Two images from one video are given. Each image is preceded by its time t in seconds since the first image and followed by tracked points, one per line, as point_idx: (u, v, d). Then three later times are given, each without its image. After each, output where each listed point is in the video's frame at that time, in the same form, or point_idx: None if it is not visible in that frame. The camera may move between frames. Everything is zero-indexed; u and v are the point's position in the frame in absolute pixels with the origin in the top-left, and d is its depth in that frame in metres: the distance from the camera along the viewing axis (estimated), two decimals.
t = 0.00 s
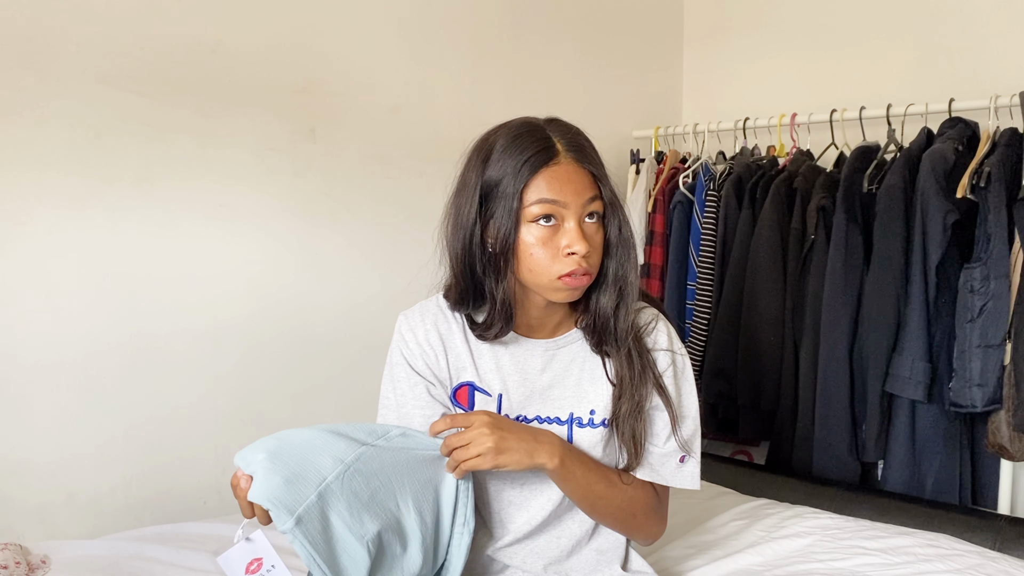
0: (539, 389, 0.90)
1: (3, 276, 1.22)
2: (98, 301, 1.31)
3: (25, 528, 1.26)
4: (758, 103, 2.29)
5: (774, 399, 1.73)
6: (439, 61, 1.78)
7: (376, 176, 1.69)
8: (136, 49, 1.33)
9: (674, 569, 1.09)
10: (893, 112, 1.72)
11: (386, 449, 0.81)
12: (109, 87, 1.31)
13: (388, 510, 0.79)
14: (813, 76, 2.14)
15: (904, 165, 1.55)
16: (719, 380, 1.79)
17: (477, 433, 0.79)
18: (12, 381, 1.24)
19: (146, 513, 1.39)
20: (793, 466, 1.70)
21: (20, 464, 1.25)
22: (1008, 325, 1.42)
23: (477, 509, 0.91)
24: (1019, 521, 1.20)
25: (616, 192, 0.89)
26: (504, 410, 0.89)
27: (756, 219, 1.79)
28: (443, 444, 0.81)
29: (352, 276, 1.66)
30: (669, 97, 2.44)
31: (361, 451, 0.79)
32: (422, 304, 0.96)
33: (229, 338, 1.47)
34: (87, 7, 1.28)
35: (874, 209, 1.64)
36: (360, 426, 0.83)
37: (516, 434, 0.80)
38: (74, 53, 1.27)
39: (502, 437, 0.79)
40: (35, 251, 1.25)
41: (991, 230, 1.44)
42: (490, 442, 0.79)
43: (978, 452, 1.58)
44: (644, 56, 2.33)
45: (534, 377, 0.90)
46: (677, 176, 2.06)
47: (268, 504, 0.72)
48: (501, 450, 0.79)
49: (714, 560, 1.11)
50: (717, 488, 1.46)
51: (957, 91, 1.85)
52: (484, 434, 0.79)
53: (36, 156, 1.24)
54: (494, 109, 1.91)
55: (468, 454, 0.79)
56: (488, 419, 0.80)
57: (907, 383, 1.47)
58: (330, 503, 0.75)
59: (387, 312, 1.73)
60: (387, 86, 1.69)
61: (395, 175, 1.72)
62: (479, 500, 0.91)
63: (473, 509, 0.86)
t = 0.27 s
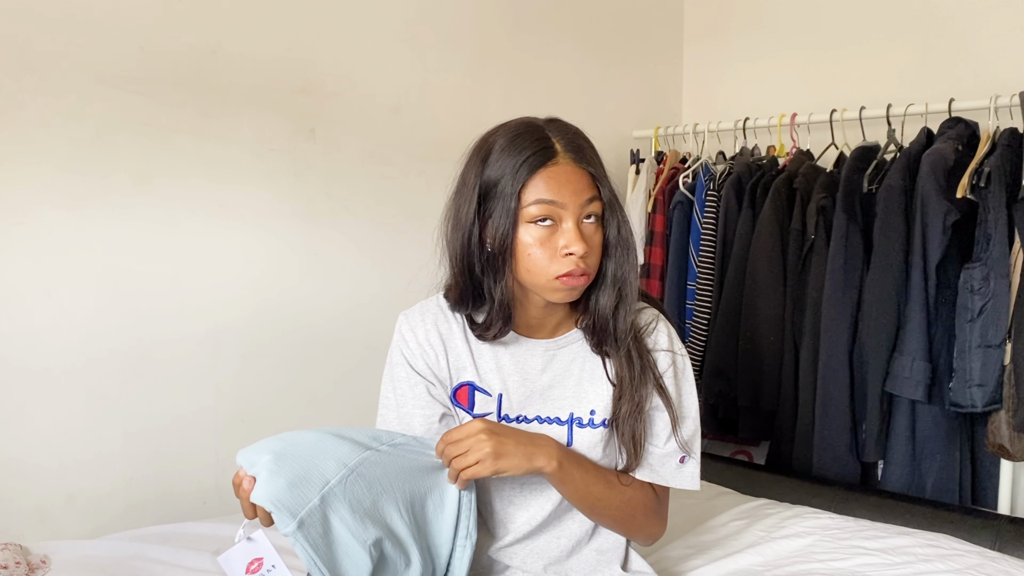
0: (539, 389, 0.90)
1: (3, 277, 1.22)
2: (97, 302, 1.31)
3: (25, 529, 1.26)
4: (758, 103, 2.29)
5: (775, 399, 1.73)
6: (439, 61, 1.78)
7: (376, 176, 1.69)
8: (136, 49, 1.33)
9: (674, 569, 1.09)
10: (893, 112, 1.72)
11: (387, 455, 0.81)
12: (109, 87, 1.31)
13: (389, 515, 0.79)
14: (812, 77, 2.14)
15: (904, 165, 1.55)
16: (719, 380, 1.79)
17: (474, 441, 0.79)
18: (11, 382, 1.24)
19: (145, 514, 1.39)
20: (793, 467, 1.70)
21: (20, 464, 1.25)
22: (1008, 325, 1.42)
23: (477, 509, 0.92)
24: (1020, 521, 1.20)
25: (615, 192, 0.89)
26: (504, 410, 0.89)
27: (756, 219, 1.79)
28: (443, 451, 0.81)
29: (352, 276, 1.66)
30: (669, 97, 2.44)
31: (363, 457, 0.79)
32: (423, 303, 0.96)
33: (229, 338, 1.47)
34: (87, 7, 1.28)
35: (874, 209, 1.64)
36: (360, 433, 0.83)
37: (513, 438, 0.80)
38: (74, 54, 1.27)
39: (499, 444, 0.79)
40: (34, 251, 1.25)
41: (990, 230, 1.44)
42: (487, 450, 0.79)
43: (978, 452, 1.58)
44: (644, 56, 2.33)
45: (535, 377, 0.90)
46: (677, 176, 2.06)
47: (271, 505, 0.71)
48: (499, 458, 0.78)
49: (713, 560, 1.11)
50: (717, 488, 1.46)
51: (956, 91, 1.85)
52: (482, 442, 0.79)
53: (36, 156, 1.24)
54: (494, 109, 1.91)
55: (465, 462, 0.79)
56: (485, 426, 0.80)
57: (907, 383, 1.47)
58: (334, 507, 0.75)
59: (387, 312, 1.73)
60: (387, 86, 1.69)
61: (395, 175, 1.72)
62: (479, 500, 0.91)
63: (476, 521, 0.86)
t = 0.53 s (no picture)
0: (539, 389, 0.90)
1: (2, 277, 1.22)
2: (97, 302, 1.31)
3: (25, 529, 1.26)
4: (758, 103, 2.29)
5: (775, 399, 1.73)
6: (439, 61, 1.78)
7: (376, 176, 1.68)
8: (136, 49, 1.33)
9: (674, 569, 1.09)
10: (893, 112, 1.72)
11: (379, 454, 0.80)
12: (109, 88, 1.31)
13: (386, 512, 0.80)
14: (812, 77, 2.14)
15: (904, 165, 1.55)
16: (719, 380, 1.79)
17: (467, 426, 0.81)
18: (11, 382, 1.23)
19: (145, 514, 1.39)
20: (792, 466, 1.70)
21: (20, 464, 1.25)
22: (1008, 324, 1.42)
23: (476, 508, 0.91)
24: (1019, 521, 1.20)
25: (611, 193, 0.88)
26: (505, 410, 0.89)
27: (756, 218, 1.79)
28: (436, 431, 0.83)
29: (352, 276, 1.66)
30: (669, 98, 2.44)
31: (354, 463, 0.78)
32: (424, 301, 0.96)
33: (229, 338, 1.47)
34: (87, 7, 1.28)
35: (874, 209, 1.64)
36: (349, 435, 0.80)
37: (502, 430, 0.82)
38: (74, 54, 1.27)
39: (490, 432, 0.81)
40: (34, 251, 1.25)
41: (990, 230, 1.44)
42: (478, 434, 0.81)
43: (978, 452, 1.58)
44: (644, 56, 2.33)
45: (535, 377, 0.90)
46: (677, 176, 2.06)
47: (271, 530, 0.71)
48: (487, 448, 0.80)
49: (714, 560, 1.11)
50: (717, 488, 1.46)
51: (956, 91, 1.85)
52: (474, 427, 0.81)
53: (35, 156, 1.24)
54: (494, 109, 1.91)
55: (454, 451, 0.81)
56: (479, 412, 0.82)
57: (907, 383, 1.47)
58: (333, 520, 0.75)
59: (387, 312, 1.73)
60: (387, 86, 1.69)
61: (395, 175, 1.72)
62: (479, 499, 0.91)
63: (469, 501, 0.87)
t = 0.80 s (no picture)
0: (535, 391, 0.90)
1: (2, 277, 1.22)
2: (97, 302, 1.31)
3: (25, 529, 1.26)
4: (758, 103, 2.29)
5: (774, 399, 1.73)
6: (438, 61, 1.78)
7: (376, 176, 1.69)
8: (136, 49, 1.33)
9: (674, 569, 1.09)
10: (893, 112, 1.72)
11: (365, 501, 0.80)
12: (109, 87, 1.31)
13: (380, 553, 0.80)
14: (812, 77, 2.14)
15: (904, 165, 1.55)
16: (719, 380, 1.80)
17: (445, 487, 0.81)
18: (11, 383, 1.23)
19: (145, 514, 1.39)
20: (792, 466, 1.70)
21: (20, 464, 1.25)
22: (1008, 324, 1.42)
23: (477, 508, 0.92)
24: (1020, 521, 1.20)
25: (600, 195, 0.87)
26: (501, 412, 0.89)
27: (756, 218, 1.79)
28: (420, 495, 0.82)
29: (352, 276, 1.66)
30: (669, 97, 2.44)
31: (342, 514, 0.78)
32: (422, 301, 0.97)
33: (229, 338, 1.47)
34: (87, 7, 1.28)
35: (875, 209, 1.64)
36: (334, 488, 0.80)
37: (484, 480, 0.81)
38: (74, 53, 1.27)
39: (470, 485, 0.80)
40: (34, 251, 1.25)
41: (991, 230, 1.44)
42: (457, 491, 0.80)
43: (978, 452, 1.58)
44: (644, 56, 2.33)
45: (531, 380, 0.90)
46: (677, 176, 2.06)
47: None
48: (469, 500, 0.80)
49: (713, 560, 1.11)
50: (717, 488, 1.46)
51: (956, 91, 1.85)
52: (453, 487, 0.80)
53: (35, 156, 1.24)
54: (494, 108, 1.91)
55: (440, 506, 0.81)
56: (455, 466, 0.81)
57: (907, 383, 1.47)
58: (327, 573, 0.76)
59: (387, 312, 1.73)
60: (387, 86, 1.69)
61: (395, 175, 1.72)
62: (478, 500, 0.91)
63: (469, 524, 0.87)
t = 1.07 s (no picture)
0: (529, 395, 0.89)
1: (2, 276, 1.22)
2: (97, 302, 1.31)
3: (25, 529, 1.26)
4: (757, 103, 2.29)
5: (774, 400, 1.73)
6: (439, 61, 1.78)
7: (377, 176, 1.69)
8: (136, 49, 1.33)
9: (674, 569, 1.09)
10: (893, 112, 1.72)
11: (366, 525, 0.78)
12: (110, 87, 1.31)
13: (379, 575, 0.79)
14: (813, 76, 2.14)
15: (903, 166, 1.55)
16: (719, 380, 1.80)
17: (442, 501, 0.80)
18: (10, 383, 1.23)
19: (145, 514, 1.39)
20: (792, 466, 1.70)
21: (20, 465, 1.24)
22: (1008, 324, 1.42)
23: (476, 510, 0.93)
24: (1020, 521, 1.20)
25: (587, 199, 0.86)
26: (495, 415, 0.89)
27: (756, 219, 1.79)
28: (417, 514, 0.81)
29: (352, 276, 1.66)
30: (669, 97, 2.44)
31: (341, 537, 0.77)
32: (414, 305, 0.97)
33: (230, 338, 1.47)
34: (87, 6, 1.28)
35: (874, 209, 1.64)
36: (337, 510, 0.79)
37: (481, 492, 0.81)
38: (74, 52, 1.27)
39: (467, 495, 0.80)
40: (34, 251, 1.24)
41: (990, 230, 1.44)
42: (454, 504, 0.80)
43: (978, 451, 1.58)
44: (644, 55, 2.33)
45: (524, 383, 0.90)
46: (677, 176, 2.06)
47: None
48: (467, 511, 0.80)
49: (714, 560, 1.11)
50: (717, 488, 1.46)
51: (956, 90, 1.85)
52: (450, 500, 0.80)
53: (36, 156, 1.24)
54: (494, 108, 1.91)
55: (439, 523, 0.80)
56: (450, 480, 0.81)
57: (907, 383, 1.47)
58: None
59: (387, 312, 1.73)
60: (388, 85, 1.69)
61: (396, 175, 1.72)
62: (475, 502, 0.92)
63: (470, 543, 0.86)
